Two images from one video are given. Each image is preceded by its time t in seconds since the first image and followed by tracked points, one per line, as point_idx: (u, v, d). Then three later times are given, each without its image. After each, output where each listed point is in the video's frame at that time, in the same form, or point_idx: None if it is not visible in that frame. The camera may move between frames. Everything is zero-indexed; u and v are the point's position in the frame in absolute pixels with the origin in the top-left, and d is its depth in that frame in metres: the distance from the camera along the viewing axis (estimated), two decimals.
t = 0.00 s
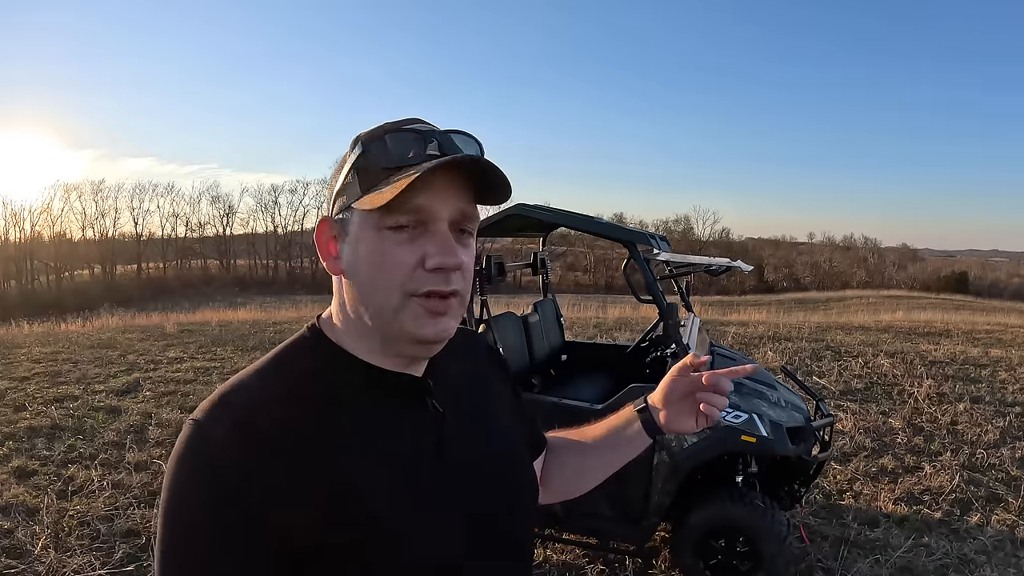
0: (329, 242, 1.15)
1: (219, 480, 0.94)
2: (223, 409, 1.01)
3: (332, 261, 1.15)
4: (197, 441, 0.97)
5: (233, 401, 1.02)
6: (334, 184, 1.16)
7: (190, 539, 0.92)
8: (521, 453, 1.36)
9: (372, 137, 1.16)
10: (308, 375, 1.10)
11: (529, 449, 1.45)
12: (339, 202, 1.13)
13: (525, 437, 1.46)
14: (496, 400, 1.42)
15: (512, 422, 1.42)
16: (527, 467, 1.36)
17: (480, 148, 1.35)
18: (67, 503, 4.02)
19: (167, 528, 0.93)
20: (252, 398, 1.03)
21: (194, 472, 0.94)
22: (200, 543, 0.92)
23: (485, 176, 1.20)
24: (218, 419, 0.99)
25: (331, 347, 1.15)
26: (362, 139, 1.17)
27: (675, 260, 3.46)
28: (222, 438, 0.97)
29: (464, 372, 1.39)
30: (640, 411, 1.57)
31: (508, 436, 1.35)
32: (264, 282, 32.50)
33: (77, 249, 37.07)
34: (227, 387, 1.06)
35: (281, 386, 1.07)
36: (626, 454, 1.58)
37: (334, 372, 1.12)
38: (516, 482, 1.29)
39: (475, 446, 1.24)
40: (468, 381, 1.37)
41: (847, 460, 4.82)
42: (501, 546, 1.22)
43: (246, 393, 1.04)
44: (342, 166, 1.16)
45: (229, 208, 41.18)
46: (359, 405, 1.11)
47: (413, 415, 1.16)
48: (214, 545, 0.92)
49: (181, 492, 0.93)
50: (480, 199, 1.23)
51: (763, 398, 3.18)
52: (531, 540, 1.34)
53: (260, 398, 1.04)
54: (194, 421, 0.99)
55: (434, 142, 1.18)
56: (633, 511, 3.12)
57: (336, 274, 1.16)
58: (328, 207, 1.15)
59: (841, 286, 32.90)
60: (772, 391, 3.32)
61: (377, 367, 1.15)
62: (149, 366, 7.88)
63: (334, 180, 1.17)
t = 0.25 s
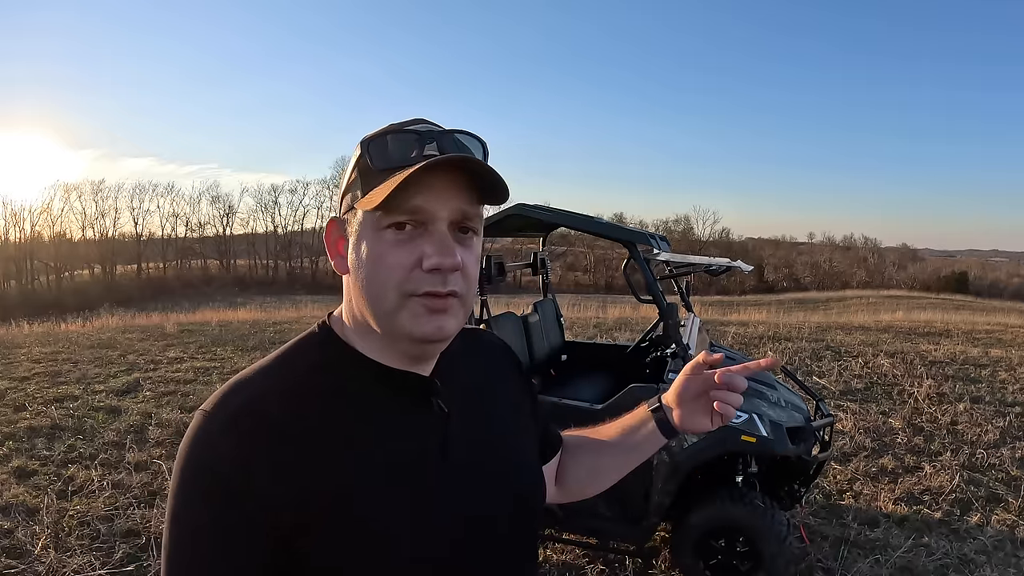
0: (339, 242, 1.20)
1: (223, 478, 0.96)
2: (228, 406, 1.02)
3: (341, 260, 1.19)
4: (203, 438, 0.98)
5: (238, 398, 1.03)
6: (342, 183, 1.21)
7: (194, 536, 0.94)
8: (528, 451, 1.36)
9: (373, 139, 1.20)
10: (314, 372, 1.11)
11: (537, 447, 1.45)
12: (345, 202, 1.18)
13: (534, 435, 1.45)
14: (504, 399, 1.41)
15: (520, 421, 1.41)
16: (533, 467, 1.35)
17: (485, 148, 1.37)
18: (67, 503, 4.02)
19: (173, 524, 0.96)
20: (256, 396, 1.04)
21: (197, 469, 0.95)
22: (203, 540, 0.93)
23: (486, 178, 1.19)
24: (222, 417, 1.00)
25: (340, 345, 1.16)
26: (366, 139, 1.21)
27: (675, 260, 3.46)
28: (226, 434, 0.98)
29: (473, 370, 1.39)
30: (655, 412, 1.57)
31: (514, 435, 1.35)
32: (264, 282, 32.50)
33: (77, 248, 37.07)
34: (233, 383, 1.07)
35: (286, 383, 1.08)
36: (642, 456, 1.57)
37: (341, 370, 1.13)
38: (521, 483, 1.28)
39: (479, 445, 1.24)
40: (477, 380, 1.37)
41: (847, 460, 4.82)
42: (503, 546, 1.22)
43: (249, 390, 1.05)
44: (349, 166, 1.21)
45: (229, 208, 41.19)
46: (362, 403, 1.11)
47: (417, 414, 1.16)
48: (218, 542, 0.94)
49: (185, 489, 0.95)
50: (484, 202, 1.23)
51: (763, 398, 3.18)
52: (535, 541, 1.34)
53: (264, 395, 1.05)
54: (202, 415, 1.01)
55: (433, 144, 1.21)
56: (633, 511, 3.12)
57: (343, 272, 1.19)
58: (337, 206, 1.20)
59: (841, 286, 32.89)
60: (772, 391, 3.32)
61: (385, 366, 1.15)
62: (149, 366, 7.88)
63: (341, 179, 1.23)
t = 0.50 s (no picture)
0: (345, 241, 1.21)
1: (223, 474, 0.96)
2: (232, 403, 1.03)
3: (347, 259, 1.21)
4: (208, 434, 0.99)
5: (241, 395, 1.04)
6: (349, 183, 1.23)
7: (197, 533, 0.95)
8: (531, 451, 1.36)
9: (381, 140, 1.21)
10: (317, 370, 1.11)
11: (541, 446, 1.44)
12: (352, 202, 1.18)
13: (539, 435, 1.45)
14: (510, 398, 1.41)
15: (525, 421, 1.41)
16: (536, 467, 1.35)
17: (492, 151, 1.38)
18: (67, 503, 4.02)
19: (176, 521, 0.97)
20: (260, 393, 1.05)
21: (200, 466, 0.97)
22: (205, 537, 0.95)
23: (490, 181, 1.19)
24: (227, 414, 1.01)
25: (345, 344, 1.16)
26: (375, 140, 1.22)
27: (675, 260, 3.46)
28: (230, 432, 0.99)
29: (478, 370, 1.39)
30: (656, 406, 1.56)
31: (518, 435, 1.34)
32: (264, 282, 32.50)
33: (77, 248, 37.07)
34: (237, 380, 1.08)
35: (289, 380, 1.08)
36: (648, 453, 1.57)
37: (344, 368, 1.13)
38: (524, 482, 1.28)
39: (482, 445, 1.23)
40: (482, 379, 1.37)
41: (847, 460, 4.82)
42: (505, 547, 1.21)
43: (253, 387, 1.05)
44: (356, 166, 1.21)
45: (229, 208, 41.20)
46: (364, 401, 1.11)
47: (419, 413, 1.16)
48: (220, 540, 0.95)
49: (188, 486, 0.96)
50: (489, 204, 1.22)
51: (763, 398, 3.18)
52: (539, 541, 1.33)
53: (266, 393, 1.05)
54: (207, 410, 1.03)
55: (439, 146, 1.22)
56: (633, 511, 3.12)
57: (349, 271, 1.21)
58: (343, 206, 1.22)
59: (842, 286, 32.89)
60: (772, 391, 3.32)
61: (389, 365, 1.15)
62: (149, 366, 7.88)
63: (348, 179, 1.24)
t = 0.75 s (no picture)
0: (355, 244, 1.21)
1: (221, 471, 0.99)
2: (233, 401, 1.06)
3: (356, 262, 1.21)
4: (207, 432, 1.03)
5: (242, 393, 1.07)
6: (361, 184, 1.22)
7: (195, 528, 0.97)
8: (533, 454, 1.35)
9: (398, 145, 1.21)
10: (318, 370, 1.14)
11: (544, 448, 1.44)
12: (363, 203, 1.18)
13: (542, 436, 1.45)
14: (513, 399, 1.41)
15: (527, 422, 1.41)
16: (538, 468, 1.35)
17: (508, 159, 1.39)
18: (67, 503, 4.02)
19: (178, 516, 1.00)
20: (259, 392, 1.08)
21: (200, 460, 1.00)
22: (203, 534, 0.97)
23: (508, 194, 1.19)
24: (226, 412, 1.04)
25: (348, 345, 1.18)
26: (390, 142, 1.22)
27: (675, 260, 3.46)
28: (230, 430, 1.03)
29: (481, 368, 1.39)
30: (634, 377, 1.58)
31: (519, 435, 1.34)
32: (264, 282, 32.49)
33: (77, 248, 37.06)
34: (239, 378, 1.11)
35: (289, 380, 1.11)
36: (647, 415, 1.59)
37: (345, 368, 1.15)
38: (525, 483, 1.28)
39: (481, 445, 1.24)
40: (484, 379, 1.37)
41: (847, 460, 4.82)
42: (504, 549, 1.20)
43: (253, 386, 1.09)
44: (370, 169, 1.21)
45: (229, 208, 41.19)
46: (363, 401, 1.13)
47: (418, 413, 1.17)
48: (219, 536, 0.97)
49: (189, 480, 0.99)
50: (503, 216, 1.22)
51: (763, 398, 3.18)
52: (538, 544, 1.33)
53: (265, 393, 1.08)
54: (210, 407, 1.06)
55: (458, 153, 1.24)
56: (633, 511, 3.12)
57: (358, 274, 1.21)
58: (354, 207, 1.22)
59: (841, 286, 32.89)
60: (772, 391, 3.32)
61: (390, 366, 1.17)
62: (149, 366, 7.88)
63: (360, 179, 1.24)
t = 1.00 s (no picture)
0: (357, 242, 1.22)
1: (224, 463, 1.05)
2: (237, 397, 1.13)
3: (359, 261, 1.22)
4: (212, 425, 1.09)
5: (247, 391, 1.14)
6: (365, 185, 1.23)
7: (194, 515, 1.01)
8: (532, 455, 1.35)
9: (403, 148, 1.21)
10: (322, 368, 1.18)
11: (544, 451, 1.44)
12: (367, 203, 1.19)
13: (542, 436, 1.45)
14: (513, 399, 1.42)
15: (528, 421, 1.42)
16: (538, 468, 1.35)
17: (511, 163, 1.39)
18: (67, 503, 4.02)
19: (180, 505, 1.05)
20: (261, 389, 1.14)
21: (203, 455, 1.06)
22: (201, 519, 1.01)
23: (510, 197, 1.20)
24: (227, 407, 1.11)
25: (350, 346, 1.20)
26: (393, 145, 1.22)
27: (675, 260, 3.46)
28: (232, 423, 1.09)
29: (483, 367, 1.40)
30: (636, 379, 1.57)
31: (519, 434, 1.35)
32: (264, 282, 32.49)
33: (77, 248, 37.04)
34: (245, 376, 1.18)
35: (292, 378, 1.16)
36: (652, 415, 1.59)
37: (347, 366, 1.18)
38: (525, 482, 1.28)
39: (481, 442, 1.25)
40: (486, 378, 1.38)
41: (847, 460, 4.82)
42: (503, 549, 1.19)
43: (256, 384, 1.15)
44: (374, 171, 1.21)
45: (229, 208, 41.18)
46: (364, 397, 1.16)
47: (418, 410, 1.18)
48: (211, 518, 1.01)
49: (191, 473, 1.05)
50: (504, 218, 1.22)
51: (763, 398, 3.18)
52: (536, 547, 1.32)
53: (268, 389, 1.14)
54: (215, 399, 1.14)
55: (462, 156, 1.24)
56: (633, 511, 3.12)
57: (360, 273, 1.22)
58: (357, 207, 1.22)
59: (841, 286, 32.89)
60: (772, 391, 3.32)
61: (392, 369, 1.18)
62: (149, 366, 7.88)
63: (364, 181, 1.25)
